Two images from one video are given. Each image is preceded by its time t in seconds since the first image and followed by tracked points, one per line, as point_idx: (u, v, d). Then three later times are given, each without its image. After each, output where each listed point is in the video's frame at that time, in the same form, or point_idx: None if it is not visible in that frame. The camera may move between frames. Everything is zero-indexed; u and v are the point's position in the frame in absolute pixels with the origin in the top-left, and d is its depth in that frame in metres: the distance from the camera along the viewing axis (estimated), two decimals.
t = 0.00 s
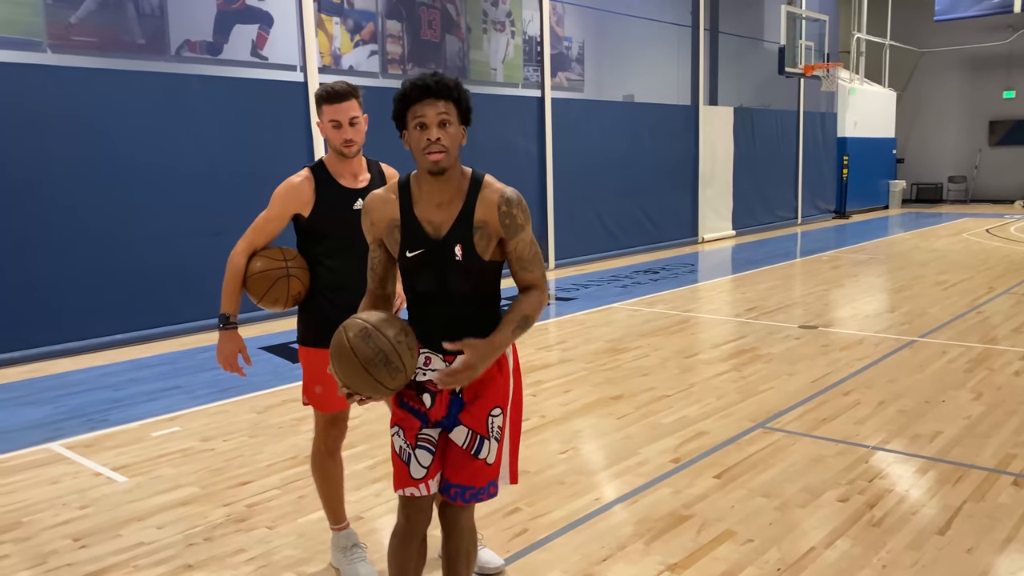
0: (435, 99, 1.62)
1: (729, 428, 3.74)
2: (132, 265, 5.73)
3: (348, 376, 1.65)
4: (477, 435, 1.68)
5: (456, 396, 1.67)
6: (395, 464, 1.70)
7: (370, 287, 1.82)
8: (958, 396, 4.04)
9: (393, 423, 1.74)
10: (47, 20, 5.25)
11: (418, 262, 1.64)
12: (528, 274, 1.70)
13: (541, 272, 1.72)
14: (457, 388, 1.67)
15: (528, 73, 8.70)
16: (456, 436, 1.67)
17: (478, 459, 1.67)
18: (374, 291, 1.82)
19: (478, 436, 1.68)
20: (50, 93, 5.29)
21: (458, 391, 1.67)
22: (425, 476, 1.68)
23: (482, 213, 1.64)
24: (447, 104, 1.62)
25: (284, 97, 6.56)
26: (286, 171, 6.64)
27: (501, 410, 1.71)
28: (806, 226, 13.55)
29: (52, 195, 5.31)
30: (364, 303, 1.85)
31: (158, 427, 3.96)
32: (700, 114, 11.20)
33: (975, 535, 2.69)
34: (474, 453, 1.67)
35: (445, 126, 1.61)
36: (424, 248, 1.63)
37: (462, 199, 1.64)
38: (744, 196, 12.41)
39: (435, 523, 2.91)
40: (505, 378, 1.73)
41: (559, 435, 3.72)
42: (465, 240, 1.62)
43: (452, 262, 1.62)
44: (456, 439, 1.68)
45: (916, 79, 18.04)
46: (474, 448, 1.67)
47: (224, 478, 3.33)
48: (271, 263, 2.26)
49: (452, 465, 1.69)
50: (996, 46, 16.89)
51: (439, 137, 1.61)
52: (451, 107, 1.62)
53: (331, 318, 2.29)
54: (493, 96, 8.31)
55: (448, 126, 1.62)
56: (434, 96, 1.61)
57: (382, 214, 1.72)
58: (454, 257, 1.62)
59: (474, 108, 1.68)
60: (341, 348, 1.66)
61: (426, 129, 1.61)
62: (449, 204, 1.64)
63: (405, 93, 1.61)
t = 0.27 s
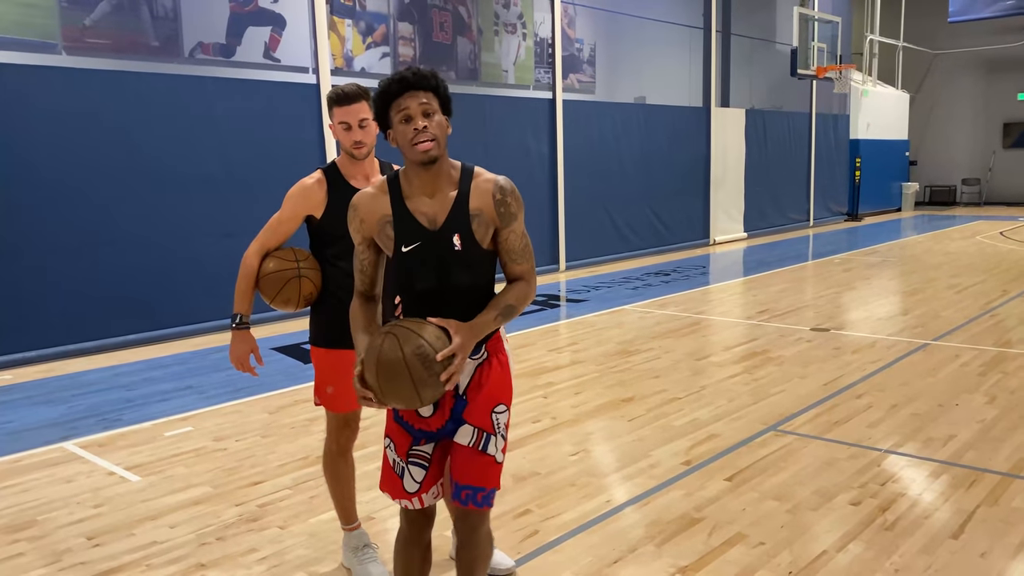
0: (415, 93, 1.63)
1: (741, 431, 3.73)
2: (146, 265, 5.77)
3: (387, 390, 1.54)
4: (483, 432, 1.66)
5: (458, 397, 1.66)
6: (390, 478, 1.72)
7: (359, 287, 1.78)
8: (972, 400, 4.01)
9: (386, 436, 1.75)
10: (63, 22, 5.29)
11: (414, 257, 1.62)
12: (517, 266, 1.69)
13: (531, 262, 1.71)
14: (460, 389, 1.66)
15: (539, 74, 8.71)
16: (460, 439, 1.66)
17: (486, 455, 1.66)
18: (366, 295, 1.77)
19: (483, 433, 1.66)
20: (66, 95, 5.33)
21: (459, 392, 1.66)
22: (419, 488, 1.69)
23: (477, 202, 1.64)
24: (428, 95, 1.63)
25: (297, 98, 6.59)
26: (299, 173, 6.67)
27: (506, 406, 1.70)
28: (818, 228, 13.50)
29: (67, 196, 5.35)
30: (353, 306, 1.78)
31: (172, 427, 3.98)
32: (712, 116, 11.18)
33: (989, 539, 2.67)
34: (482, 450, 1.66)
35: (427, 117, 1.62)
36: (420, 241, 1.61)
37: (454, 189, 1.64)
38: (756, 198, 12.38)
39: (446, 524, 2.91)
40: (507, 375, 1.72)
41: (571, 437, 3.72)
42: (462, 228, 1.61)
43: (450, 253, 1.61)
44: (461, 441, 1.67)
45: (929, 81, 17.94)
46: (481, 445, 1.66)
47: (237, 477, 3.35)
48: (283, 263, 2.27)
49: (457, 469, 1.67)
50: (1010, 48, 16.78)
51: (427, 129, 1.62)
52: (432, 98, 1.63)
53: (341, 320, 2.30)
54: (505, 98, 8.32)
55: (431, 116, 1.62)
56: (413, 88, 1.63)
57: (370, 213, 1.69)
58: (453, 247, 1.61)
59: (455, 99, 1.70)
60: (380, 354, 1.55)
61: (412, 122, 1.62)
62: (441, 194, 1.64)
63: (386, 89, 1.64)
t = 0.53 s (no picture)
0: (438, 85, 1.61)
1: (746, 433, 3.73)
2: (152, 266, 5.78)
3: (452, 390, 1.52)
4: (524, 429, 1.66)
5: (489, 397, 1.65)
6: (413, 486, 1.69)
7: (373, 283, 1.70)
8: (977, 403, 4.00)
9: (406, 443, 1.70)
10: (70, 25, 5.31)
11: (442, 245, 1.59)
12: (540, 261, 1.74)
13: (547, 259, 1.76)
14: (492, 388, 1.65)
15: (544, 76, 8.71)
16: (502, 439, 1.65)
17: (532, 449, 1.66)
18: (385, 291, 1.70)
19: (525, 429, 1.66)
20: (73, 97, 5.34)
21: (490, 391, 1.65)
22: (443, 495, 1.69)
23: (504, 194, 1.66)
24: (451, 87, 1.61)
25: (303, 100, 6.60)
26: (305, 174, 6.68)
27: (537, 399, 1.70)
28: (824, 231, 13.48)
29: (74, 197, 5.37)
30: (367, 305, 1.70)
31: (177, 428, 3.99)
32: (718, 119, 11.17)
33: (995, 542, 2.66)
34: (527, 446, 1.66)
35: (451, 109, 1.60)
36: (449, 228, 1.59)
37: (480, 181, 1.65)
38: (761, 200, 12.36)
39: (450, 526, 2.92)
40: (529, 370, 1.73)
41: (575, 439, 3.72)
42: (490, 217, 1.62)
43: (479, 240, 1.60)
44: (503, 441, 1.66)
45: (935, 82, 17.91)
46: (523, 442, 1.66)
47: (243, 479, 3.36)
48: (287, 266, 2.28)
49: (504, 469, 1.68)
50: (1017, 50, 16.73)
51: (453, 121, 1.60)
52: (455, 90, 1.62)
53: (347, 322, 2.31)
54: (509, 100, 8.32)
55: (455, 108, 1.61)
56: (436, 81, 1.60)
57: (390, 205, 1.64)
58: (482, 235, 1.61)
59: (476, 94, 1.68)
60: (443, 358, 1.51)
61: (435, 114, 1.60)
62: (467, 185, 1.63)
63: (409, 83, 1.61)
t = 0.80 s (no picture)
0: (503, 95, 1.62)
1: (742, 433, 3.74)
2: (149, 269, 5.78)
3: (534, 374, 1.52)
4: (562, 440, 1.65)
5: (535, 405, 1.64)
6: (446, 495, 1.65)
7: (429, 283, 1.67)
8: (972, 403, 4.01)
9: (446, 450, 1.64)
10: (66, 27, 5.31)
11: (502, 248, 1.59)
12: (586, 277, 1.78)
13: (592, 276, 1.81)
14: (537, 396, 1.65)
15: (540, 78, 8.73)
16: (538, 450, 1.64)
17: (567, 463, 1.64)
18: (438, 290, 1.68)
19: (561, 442, 1.65)
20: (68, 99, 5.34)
21: (537, 398, 1.65)
22: (476, 505, 1.65)
23: (561, 205, 1.68)
24: (516, 97, 1.62)
25: (299, 103, 6.60)
26: (302, 176, 6.68)
27: (583, 410, 1.68)
28: (819, 232, 13.51)
29: (70, 199, 5.37)
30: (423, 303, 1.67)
31: (173, 430, 3.99)
32: (713, 121, 11.20)
33: (990, 542, 2.67)
34: (560, 458, 1.65)
35: (516, 118, 1.61)
36: (510, 231, 1.59)
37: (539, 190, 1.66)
38: (757, 201, 12.39)
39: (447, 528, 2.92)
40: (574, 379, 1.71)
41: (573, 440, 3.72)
42: (549, 224, 1.63)
43: (537, 246, 1.61)
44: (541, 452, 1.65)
45: (929, 84, 17.96)
46: (560, 454, 1.64)
47: (240, 481, 3.35)
48: (282, 267, 2.28)
49: (537, 483, 1.65)
50: (1011, 51, 16.79)
51: (520, 129, 1.61)
52: (520, 101, 1.63)
53: (342, 323, 2.31)
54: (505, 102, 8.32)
55: (519, 117, 1.62)
56: (502, 91, 1.61)
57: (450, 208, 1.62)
58: (539, 241, 1.61)
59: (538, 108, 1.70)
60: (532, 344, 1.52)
61: (500, 122, 1.61)
62: (527, 193, 1.64)
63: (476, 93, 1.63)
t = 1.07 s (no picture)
0: (574, 96, 1.72)
1: (730, 434, 3.75)
2: (137, 272, 5.76)
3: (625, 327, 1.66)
4: (610, 424, 1.74)
5: (581, 391, 1.74)
6: (499, 475, 1.75)
7: (485, 265, 1.81)
8: (958, 402, 4.04)
9: (496, 431, 1.77)
10: (50, 29, 5.27)
11: (547, 246, 1.70)
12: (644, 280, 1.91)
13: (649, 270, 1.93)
14: (582, 382, 1.74)
15: (527, 80, 8.74)
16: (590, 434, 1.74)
17: (617, 446, 1.74)
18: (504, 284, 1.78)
19: (611, 426, 1.74)
20: (54, 102, 5.30)
21: (581, 384, 1.74)
22: (529, 481, 1.76)
23: (613, 209, 1.77)
24: (587, 97, 1.72)
25: (287, 104, 6.59)
26: (289, 178, 6.67)
27: (628, 395, 1.77)
28: (805, 232, 13.57)
29: (55, 202, 5.32)
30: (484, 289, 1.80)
31: (160, 434, 3.97)
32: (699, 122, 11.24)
33: (976, 541, 2.69)
34: (613, 444, 1.74)
35: (584, 118, 1.71)
36: (557, 232, 1.69)
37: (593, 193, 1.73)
38: (743, 202, 12.44)
39: (436, 530, 2.92)
40: (619, 364, 1.80)
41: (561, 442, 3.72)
42: (596, 228, 1.71)
43: (582, 249, 1.70)
44: (593, 436, 1.74)
45: (914, 85, 18.09)
46: (609, 438, 1.74)
47: (227, 485, 3.34)
48: (266, 270, 2.27)
49: (589, 463, 1.75)
50: (994, 53, 16.93)
51: (584, 130, 1.70)
52: (590, 100, 1.72)
53: (329, 326, 2.30)
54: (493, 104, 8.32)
55: (587, 117, 1.71)
56: (576, 90, 1.72)
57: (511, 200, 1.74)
58: (584, 243, 1.70)
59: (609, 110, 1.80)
60: (626, 303, 1.65)
61: (566, 120, 1.71)
62: (581, 194, 1.73)
63: (552, 88, 1.73)
